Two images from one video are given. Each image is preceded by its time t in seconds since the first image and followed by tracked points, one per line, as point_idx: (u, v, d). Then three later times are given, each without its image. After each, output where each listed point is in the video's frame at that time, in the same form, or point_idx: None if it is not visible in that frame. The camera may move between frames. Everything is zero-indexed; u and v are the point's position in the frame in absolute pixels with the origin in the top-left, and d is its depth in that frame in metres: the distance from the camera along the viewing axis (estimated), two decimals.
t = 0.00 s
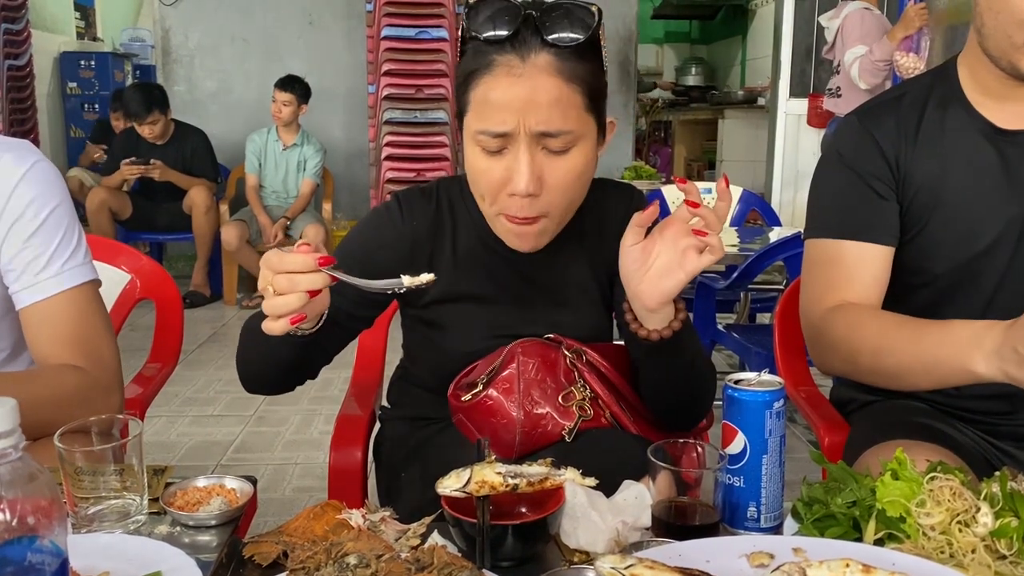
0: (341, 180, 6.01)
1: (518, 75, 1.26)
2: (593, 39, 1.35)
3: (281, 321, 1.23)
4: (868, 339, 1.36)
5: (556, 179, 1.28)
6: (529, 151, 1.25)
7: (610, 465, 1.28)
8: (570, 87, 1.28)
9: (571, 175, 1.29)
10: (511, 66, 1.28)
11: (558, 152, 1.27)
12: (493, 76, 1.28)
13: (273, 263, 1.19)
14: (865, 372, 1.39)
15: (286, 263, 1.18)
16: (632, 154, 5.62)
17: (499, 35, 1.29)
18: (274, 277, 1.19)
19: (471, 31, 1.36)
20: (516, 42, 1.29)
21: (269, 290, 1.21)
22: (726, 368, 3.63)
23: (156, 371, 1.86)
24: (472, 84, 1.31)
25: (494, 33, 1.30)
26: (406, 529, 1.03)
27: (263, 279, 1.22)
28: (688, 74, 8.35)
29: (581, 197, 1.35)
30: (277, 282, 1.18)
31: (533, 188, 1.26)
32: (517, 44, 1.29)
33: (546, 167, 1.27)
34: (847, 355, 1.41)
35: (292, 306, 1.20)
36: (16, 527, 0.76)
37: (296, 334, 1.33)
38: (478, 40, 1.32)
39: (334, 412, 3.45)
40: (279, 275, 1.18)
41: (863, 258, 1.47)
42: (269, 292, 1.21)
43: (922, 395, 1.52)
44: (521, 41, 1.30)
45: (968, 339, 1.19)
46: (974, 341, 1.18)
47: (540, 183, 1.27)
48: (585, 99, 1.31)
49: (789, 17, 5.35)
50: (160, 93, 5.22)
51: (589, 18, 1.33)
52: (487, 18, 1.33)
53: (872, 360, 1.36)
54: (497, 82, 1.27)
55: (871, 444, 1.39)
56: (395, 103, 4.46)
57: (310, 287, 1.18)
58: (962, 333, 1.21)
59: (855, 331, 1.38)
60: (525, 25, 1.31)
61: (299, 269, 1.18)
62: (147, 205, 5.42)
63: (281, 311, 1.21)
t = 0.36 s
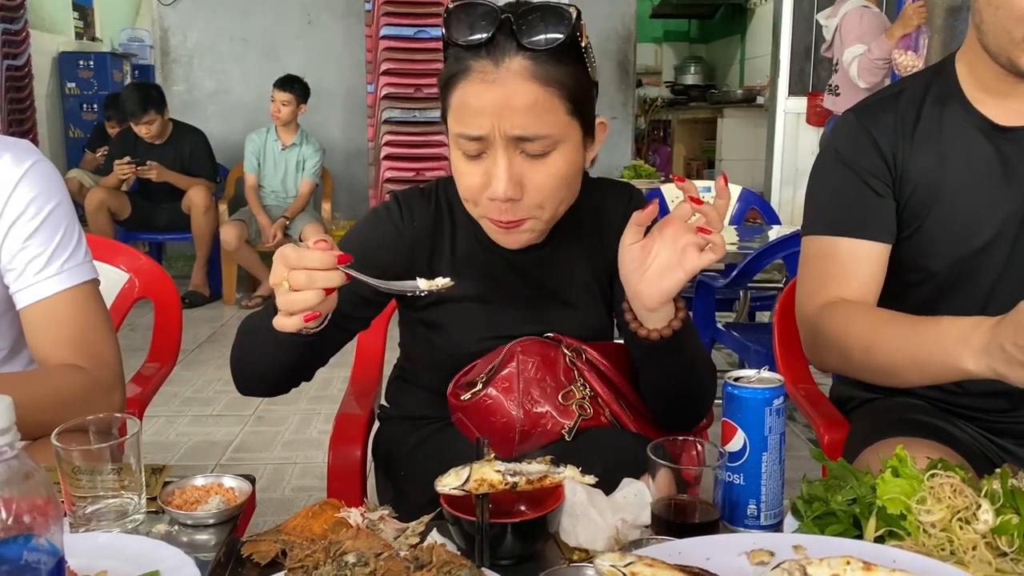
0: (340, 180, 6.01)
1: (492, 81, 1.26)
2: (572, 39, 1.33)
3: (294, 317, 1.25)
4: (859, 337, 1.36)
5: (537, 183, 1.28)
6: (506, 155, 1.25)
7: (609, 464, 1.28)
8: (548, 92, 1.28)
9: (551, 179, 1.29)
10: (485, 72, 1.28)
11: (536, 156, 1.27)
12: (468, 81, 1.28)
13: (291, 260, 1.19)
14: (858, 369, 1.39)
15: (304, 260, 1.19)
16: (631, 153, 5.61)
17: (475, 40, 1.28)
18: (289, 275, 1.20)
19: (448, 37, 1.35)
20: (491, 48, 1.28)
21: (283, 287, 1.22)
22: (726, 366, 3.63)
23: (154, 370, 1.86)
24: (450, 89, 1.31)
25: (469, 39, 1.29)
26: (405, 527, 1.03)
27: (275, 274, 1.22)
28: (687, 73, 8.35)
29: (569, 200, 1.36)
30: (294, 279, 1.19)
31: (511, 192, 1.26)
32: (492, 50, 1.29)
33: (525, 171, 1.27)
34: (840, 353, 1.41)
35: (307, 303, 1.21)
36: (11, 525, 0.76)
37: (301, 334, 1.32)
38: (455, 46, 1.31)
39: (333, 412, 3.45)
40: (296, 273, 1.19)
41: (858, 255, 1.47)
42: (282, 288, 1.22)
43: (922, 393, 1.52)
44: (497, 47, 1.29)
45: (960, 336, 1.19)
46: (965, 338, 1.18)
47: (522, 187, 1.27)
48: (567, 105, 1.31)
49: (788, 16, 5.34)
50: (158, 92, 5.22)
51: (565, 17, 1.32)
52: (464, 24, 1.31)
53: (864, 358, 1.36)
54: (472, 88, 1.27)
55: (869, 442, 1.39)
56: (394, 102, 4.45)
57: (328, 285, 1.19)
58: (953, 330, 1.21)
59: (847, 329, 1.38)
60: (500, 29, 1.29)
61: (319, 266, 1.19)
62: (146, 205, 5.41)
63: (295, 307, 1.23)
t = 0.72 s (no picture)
0: (338, 180, 6.00)
1: (485, 72, 1.26)
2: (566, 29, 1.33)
3: (292, 308, 1.23)
4: (855, 335, 1.35)
5: (534, 170, 1.26)
6: (501, 145, 1.24)
7: (609, 467, 1.27)
8: (542, 79, 1.27)
9: (549, 167, 1.27)
10: (477, 63, 1.27)
11: (533, 144, 1.25)
12: (462, 73, 1.27)
13: (294, 250, 1.18)
14: (855, 367, 1.37)
15: (307, 250, 1.17)
16: (629, 153, 5.61)
17: (467, 33, 1.28)
18: (292, 266, 1.18)
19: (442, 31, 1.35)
20: (484, 39, 1.28)
21: (284, 278, 1.20)
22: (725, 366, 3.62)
23: (151, 373, 1.85)
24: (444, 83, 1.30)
25: (462, 33, 1.29)
26: (404, 533, 1.01)
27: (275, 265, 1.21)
28: (685, 73, 8.35)
29: (565, 191, 1.33)
30: (296, 270, 1.18)
31: (509, 180, 1.24)
32: (485, 41, 1.28)
33: (523, 159, 1.25)
34: (837, 352, 1.39)
35: (308, 294, 1.19)
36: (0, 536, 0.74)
37: (296, 331, 1.31)
38: (449, 38, 1.30)
39: (331, 414, 3.43)
40: (298, 264, 1.17)
41: (856, 254, 1.46)
42: (283, 279, 1.20)
43: (923, 394, 1.51)
44: (489, 38, 1.28)
45: (958, 334, 1.18)
46: (963, 334, 1.17)
47: (518, 174, 1.25)
48: (559, 91, 1.29)
49: (786, 15, 5.34)
50: (155, 93, 5.20)
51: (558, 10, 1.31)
52: (457, 17, 1.31)
53: (861, 356, 1.35)
54: (464, 81, 1.27)
55: (871, 445, 1.38)
56: (391, 102, 4.43)
57: (330, 277, 1.18)
58: (952, 324, 1.20)
59: (844, 327, 1.37)
60: (493, 20, 1.29)
61: (322, 257, 1.17)
62: (143, 207, 5.40)
63: (294, 299, 1.21)
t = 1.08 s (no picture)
0: (334, 182, 5.96)
1: (526, 51, 1.26)
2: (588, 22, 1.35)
3: (279, 311, 1.20)
4: (856, 339, 1.32)
5: (571, 155, 1.26)
6: (542, 125, 1.24)
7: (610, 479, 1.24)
8: (576, 59, 1.28)
9: (585, 150, 1.27)
10: (518, 42, 1.28)
11: (571, 126, 1.26)
12: (499, 53, 1.27)
13: (273, 250, 1.15)
14: (856, 371, 1.34)
15: (288, 251, 1.14)
16: (626, 154, 5.58)
17: (498, 17, 1.29)
18: (274, 269, 1.15)
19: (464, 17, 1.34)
20: (520, 20, 1.29)
21: (267, 281, 1.16)
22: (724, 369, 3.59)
23: (140, 381, 1.81)
24: (476, 64, 1.30)
25: (493, 15, 1.29)
26: (396, 550, 0.98)
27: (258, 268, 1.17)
28: (682, 73, 8.33)
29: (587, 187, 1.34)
30: (278, 271, 1.14)
31: (552, 165, 1.24)
32: (520, 23, 1.29)
33: (562, 143, 1.25)
34: (838, 355, 1.36)
35: (292, 296, 1.16)
36: None
37: (286, 333, 1.28)
38: (476, 22, 1.31)
39: (326, 419, 3.40)
40: (280, 266, 1.14)
41: (858, 258, 1.43)
42: (265, 282, 1.17)
43: (927, 401, 1.47)
44: (525, 19, 1.29)
45: (963, 333, 1.16)
46: (970, 334, 1.15)
47: (559, 160, 1.25)
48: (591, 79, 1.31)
49: (783, 16, 5.32)
50: (148, 95, 5.16)
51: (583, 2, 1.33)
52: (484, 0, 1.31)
53: (863, 361, 1.32)
54: (502, 60, 1.26)
55: (876, 455, 1.35)
56: (387, 103, 4.40)
57: (314, 277, 1.15)
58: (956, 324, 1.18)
59: (845, 331, 1.34)
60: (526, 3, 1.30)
61: (305, 257, 1.14)
62: (137, 209, 5.35)
63: (280, 302, 1.17)
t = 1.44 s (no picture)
0: (327, 184, 5.92)
1: (510, 62, 1.23)
2: (586, 26, 1.31)
3: (271, 320, 1.15)
4: (863, 353, 1.29)
5: (555, 169, 1.22)
6: (524, 139, 1.20)
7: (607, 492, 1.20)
8: (565, 72, 1.24)
9: (571, 168, 1.23)
10: (503, 52, 1.24)
11: (557, 141, 1.22)
12: (485, 63, 1.24)
13: (261, 255, 1.11)
14: (862, 387, 1.32)
15: (281, 257, 1.10)
16: (622, 155, 5.54)
17: (487, 22, 1.25)
18: (266, 273, 1.11)
19: (455, 18, 1.30)
20: (508, 28, 1.25)
21: (260, 288, 1.12)
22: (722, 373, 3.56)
23: (129, 389, 1.76)
24: (462, 71, 1.26)
25: (482, 19, 1.25)
26: (388, 570, 0.94)
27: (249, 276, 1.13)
28: (677, 74, 8.30)
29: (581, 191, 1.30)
30: (272, 278, 1.11)
31: (530, 179, 1.20)
32: (508, 31, 1.25)
33: (544, 157, 1.21)
34: (844, 370, 1.34)
35: (287, 303, 1.12)
36: None
37: (279, 342, 1.24)
38: (465, 26, 1.27)
39: (319, 424, 3.35)
40: (273, 271, 1.11)
41: (862, 264, 1.40)
42: (258, 289, 1.13)
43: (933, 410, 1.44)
44: (513, 27, 1.26)
45: (977, 358, 1.15)
46: (984, 354, 1.14)
47: (540, 174, 1.21)
48: (584, 90, 1.27)
49: (779, 16, 5.30)
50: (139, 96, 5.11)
51: (584, 6, 1.29)
52: (478, 4, 1.27)
53: (870, 374, 1.29)
54: (488, 70, 1.23)
55: (880, 468, 1.31)
56: (381, 105, 4.36)
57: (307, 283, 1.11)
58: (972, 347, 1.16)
59: (852, 342, 1.31)
60: (516, 10, 1.26)
61: (300, 260, 1.11)
62: (129, 212, 5.30)
63: (274, 309, 1.13)
